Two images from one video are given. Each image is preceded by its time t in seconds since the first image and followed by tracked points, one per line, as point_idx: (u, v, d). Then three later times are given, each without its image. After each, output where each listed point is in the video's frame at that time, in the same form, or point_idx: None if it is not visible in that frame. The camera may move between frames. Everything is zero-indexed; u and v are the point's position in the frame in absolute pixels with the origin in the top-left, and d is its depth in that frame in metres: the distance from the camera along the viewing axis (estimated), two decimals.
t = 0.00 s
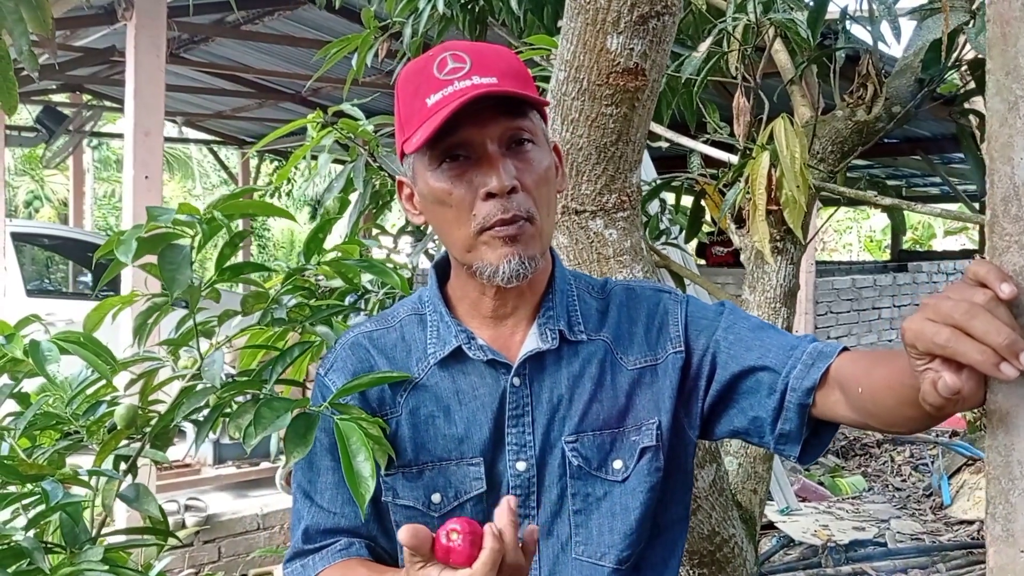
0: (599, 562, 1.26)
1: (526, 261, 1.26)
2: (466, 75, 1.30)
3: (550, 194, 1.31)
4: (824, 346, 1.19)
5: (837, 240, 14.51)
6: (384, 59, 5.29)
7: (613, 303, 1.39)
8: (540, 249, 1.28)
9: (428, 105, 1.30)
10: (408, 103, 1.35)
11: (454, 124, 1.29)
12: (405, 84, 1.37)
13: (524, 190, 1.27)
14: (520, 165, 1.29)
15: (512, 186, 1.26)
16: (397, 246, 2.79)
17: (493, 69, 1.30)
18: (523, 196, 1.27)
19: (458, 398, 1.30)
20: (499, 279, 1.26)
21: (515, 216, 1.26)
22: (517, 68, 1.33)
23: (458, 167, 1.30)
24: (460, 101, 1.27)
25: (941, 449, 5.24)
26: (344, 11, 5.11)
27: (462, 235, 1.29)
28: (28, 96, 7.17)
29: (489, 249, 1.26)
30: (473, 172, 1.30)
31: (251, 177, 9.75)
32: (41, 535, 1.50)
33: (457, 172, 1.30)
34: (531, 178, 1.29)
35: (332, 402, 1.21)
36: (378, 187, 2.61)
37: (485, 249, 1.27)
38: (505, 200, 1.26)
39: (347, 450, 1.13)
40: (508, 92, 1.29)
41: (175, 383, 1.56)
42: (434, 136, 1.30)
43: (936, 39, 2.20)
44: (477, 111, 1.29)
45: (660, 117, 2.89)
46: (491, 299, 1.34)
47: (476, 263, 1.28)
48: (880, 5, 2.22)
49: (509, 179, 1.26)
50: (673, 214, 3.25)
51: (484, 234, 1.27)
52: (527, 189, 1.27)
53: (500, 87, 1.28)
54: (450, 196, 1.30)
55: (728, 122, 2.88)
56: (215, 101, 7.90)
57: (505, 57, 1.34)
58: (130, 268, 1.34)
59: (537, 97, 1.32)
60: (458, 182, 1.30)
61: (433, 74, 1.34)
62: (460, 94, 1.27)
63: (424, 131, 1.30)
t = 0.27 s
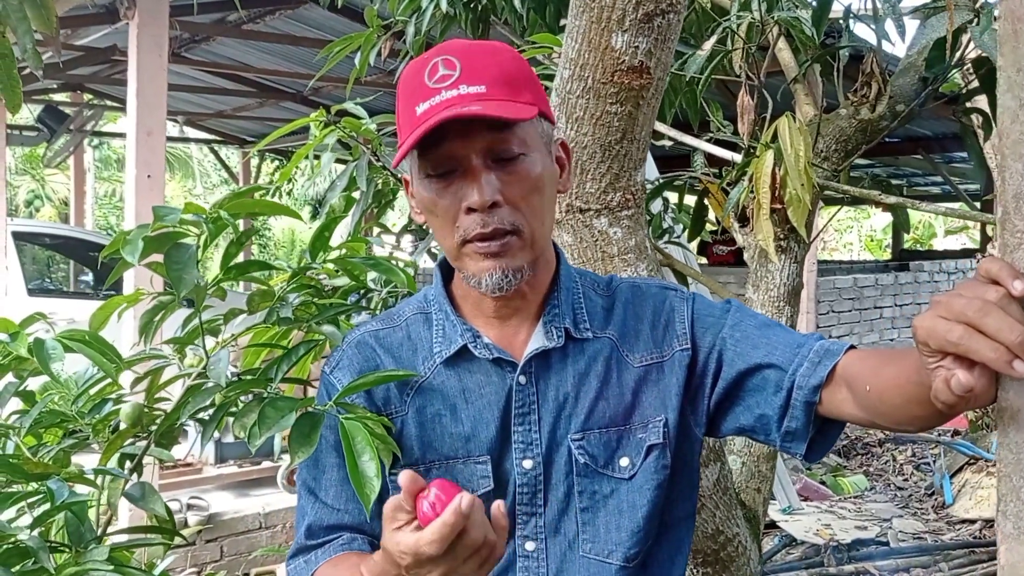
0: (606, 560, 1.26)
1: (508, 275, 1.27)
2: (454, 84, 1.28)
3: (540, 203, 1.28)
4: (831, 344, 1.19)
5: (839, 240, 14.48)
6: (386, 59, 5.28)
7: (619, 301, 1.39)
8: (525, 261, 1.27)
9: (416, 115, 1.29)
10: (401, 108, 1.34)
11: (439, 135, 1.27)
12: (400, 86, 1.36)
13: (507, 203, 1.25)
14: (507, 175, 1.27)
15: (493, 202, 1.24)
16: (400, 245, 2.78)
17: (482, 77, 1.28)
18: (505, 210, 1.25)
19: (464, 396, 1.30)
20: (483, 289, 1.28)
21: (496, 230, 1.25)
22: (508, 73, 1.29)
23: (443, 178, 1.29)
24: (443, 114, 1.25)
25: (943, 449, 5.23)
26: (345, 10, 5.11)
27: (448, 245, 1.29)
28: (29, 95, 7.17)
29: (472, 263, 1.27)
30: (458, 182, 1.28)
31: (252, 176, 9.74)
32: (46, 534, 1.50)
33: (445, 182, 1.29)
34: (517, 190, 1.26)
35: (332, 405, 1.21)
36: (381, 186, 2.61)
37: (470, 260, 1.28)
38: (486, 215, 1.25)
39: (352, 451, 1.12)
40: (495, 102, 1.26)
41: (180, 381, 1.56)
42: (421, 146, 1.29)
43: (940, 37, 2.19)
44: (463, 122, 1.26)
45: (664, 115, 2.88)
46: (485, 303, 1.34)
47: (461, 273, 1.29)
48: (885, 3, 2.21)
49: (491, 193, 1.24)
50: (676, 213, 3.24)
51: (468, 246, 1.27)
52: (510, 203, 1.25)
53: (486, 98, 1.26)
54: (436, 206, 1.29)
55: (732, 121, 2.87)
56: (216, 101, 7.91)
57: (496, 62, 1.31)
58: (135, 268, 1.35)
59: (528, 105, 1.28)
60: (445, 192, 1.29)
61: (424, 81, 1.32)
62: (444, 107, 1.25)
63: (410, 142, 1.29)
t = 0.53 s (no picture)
0: (618, 564, 1.26)
1: (530, 277, 1.26)
2: (484, 83, 1.28)
3: (562, 206, 1.29)
4: (839, 345, 1.18)
5: (839, 240, 14.47)
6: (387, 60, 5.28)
7: (626, 303, 1.39)
8: (546, 265, 1.28)
9: (443, 111, 1.28)
10: (425, 104, 1.33)
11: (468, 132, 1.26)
12: (425, 85, 1.35)
13: (534, 205, 1.25)
14: (533, 176, 1.27)
15: (521, 202, 1.24)
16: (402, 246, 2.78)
17: (512, 79, 1.28)
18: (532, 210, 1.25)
19: (473, 400, 1.29)
20: (502, 293, 1.28)
21: (522, 230, 1.24)
22: (536, 75, 1.30)
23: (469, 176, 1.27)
24: (473, 112, 1.25)
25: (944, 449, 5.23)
26: (347, 11, 5.11)
27: (468, 243, 1.28)
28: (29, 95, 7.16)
29: (495, 264, 1.26)
30: (484, 182, 1.27)
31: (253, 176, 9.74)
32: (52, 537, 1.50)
33: (469, 180, 1.28)
34: (542, 192, 1.26)
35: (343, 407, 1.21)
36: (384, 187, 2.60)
37: (492, 262, 1.27)
38: (513, 214, 1.24)
39: (362, 455, 1.13)
40: (524, 103, 1.26)
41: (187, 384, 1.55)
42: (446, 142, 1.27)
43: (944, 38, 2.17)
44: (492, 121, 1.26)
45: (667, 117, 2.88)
46: (499, 306, 1.33)
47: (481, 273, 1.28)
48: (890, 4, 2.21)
49: (519, 194, 1.24)
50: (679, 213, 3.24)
51: (490, 245, 1.26)
52: (536, 204, 1.25)
53: (517, 99, 1.26)
54: (459, 204, 1.28)
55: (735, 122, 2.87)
56: (217, 101, 7.90)
57: (525, 65, 1.32)
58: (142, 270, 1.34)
59: (555, 109, 1.29)
60: (468, 191, 1.27)
61: (451, 80, 1.31)
62: (474, 105, 1.25)
63: (437, 139, 1.28)
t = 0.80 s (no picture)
0: (622, 565, 1.25)
1: (557, 262, 1.27)
2: (547, 68, 1.30)
3: (594, 202, 1.32)
4: (847, 351, 1.21)
5: (839, 240, 14.46)
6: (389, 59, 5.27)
7: (635, 306, 1.40)
8: (572, 254, 1.28)
9: (502, 86, 1.30)
10: (480, 78, 1.34)
11: (525, 110, 1.28)
12: (481, 61, 1.37)
13: (573, 191, 1.27)
14: (576, 166, 1.30)
15: (563, 185, 1.26)
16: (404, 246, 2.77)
17: (574, 69, 1.31)
18: (573, 196, 1.27)
19: (482, 397, 1.29)
20: (525, 274, 1.27)
21: (558, 213, 1.26)
22: (596, 75, 1.34)
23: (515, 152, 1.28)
24: (534, 89, 1.27)
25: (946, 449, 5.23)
26: (348, 10, 5.10)
27: (498, 220, 1.29)
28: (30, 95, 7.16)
29: (525, 241, 1.26)
30: (529, 161, 1.29)
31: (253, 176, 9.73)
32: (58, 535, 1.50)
33: (514, 157, 1.29)
34: (583, 182, 1.29)
35: (351, 402, 1.20)
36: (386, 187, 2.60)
37: (520, 240, 1.27)
38: (553, 195, 1.26)
39: (368, 453, 1.12)
40: (584, 94, 1.29)
41: (192, 383, 1.55)
42: (500, 116, 1.29)
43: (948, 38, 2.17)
44: (550, 105, 1.29)
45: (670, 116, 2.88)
46: (517, 293, 1.34)
47: (507, 252, 1.28)
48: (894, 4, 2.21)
49: (562, 178, 1.26)
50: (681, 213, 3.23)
51: (523, 223, 1.27)
52: (575, 192, 1.28)
53: (577, 88, 1.28)
54: (498, 179, 1.29)
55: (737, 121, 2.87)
56: (217, 101, 7.90)
57: (587, 61, 1.35)
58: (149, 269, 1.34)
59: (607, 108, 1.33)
60: (511, 167, 1.29)
61: (515, 59, 1.33)
62: (536, 84, 1.27)
63: (493, 110, 1.29)
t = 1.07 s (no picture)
0: (623, 567, 1.26)
1: (565, 267, 1.27)
2: (567, 73, 1.30)
3: (606, 210, 1.32)
4: (852, 355, 1.22)
5: (839, 240, 14.45)
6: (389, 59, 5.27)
7: (641, 308, 1.41)
8: (581, 259, 1.29)
9: (521, 89, 1.30)
10: (501, 79, 1.34)
11: (542, 115, 1.28)
12: (502, 61, 1.37)
13: (585, 198, 1.27)
14: (589, 172, 1.30)
15: (575, 191, 1.26)
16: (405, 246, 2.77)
17: (594, 76, 1.31)
18: (585, 204, 1.27)
19: (486, 395, 1.30)
20: (533, 277, 1.27)
21: (569, 219, 1.26)
22: (616, 83, 1.34)
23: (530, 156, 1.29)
24: (553, 96, 1.27)
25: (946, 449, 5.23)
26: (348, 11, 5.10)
27: (509, 222, 1.29)
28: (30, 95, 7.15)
29: (534, 245, 1.27)
30: (543, 165, 1.29)
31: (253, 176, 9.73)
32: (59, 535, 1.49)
33: (528, 161, 1.30)
34: (595, 189, 1.29)
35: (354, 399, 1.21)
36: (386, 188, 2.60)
37: (529, 244, 1.28)
38: (564, 202, 1.26)
39: (371, 450, 1.13)
40: (603, 102, 1.29)
41: (192, 383, 1.55)
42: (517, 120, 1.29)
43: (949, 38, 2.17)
44: (568, 112, 1.29)
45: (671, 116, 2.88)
46: (525, 294, 1.34)
47: (515, 254, 1.29)
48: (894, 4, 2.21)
49: (574, 184, 1.26)
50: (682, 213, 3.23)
51: (532, 227, 1.27)
52: (588, 199, 1.28)
53: (596, 96, 1.28)
54: (511, 181, 1.29)
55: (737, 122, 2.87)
56: (217, 101, 7.90)
57: (608, 68, 1.34)
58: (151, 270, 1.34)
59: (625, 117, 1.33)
60: (525, 171, 1.29)
61: (536, 62, 1.33)
62: (555, 90, 1.27)
63: (510, 113, 1.29)
